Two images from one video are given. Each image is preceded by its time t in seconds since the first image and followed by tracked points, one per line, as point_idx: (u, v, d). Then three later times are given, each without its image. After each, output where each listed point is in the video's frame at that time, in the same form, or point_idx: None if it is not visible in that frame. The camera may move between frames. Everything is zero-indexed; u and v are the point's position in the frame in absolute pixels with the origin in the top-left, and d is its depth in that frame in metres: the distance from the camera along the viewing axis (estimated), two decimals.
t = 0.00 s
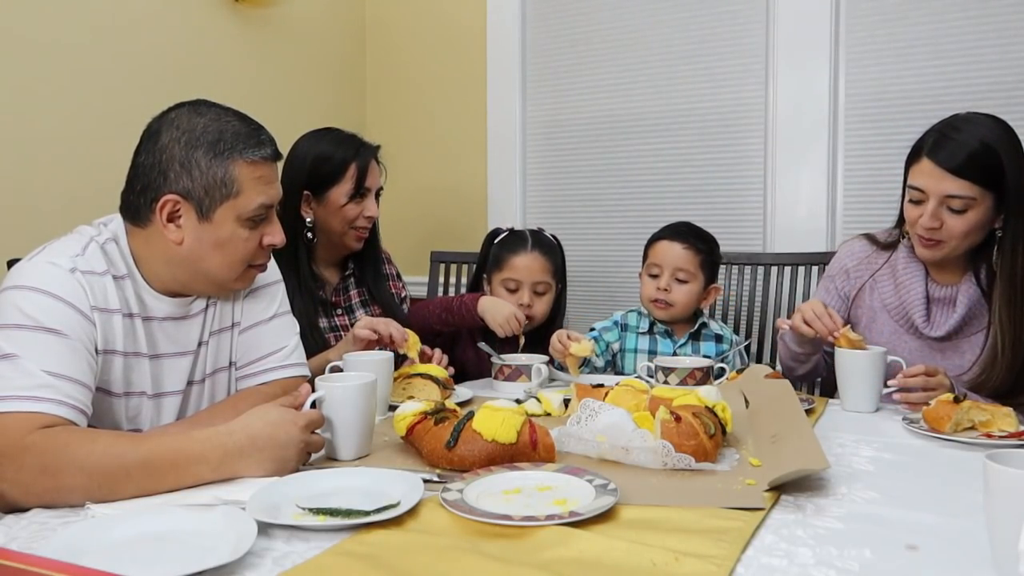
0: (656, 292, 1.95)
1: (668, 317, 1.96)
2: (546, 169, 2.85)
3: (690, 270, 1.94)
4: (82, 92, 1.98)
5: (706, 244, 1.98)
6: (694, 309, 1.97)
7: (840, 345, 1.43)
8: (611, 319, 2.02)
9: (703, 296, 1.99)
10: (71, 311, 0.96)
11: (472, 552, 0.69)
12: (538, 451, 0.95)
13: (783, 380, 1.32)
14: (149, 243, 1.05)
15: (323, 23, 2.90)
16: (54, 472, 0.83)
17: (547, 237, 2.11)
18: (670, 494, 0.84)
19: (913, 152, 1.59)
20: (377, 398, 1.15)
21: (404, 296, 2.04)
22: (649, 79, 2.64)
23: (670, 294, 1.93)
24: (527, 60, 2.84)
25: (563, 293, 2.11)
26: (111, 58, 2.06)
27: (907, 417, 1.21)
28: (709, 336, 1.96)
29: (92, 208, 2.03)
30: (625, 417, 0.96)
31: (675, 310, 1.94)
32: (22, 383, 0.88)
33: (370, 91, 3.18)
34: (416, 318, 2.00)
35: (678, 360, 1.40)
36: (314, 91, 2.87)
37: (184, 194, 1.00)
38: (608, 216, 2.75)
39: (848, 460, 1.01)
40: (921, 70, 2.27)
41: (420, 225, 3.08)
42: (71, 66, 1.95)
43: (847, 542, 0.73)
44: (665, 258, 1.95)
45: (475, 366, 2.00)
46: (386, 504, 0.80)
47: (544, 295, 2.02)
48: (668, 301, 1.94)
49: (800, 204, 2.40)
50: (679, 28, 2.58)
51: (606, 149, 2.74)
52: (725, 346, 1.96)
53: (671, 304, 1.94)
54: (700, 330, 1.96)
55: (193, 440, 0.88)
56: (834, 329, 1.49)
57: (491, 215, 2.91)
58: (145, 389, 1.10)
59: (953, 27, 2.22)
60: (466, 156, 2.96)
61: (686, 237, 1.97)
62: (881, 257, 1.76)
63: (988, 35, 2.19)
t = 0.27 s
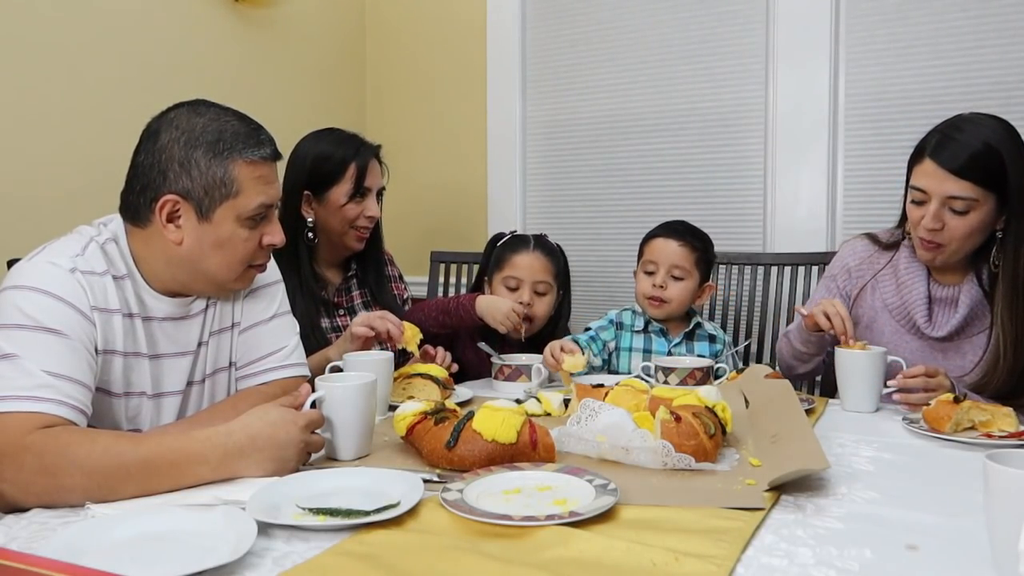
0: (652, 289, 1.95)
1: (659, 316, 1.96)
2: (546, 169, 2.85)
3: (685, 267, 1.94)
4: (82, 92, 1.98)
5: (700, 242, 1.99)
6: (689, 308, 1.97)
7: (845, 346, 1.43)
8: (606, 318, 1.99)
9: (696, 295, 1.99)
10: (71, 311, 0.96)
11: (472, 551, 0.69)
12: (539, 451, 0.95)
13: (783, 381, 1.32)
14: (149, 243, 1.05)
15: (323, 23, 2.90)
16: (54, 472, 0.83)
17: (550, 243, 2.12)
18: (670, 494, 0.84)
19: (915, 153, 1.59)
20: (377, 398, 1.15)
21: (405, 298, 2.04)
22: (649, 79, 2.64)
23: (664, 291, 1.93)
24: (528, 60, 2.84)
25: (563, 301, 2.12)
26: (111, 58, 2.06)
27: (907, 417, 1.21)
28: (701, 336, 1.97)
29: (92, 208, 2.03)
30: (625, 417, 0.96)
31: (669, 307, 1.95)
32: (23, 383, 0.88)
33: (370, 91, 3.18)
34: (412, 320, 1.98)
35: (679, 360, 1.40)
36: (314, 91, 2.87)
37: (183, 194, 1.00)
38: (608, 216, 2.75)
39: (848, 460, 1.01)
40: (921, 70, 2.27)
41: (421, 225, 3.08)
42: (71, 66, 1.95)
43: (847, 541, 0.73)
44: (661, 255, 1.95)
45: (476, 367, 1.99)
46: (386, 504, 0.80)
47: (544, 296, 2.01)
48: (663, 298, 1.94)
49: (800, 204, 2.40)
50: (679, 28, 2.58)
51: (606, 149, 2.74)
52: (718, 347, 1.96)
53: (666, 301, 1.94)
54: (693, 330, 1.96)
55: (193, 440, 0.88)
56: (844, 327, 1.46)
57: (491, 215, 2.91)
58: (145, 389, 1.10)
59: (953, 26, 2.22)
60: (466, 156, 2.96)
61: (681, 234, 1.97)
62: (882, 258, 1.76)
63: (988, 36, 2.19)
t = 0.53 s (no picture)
0: (652, 285, 1.95)
1: (666, 310, 1.96)
2: (546, 170, 2.85)
3: (685, 263, 1.94)
4: (82, 92, 1.98)
5: (699, 238, 1.98)
6: (689, 305, 1.98)
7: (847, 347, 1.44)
8: (609, 316, 1.98)
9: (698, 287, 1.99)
10: (70, 311, 0.96)
11: (472, 552, 0.69)
12: (539, 451, 0.95)
13: (783, 381, 1.32)
14: (149, 243, 1.05)
15: (323, 23, 2.90)
16: (54, 472, 0.83)
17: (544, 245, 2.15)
18: (670, 494, 0.84)
19: (915, 153, 1.59)
20: (377, 398, 1.15)
21: (409, 298, 2.02)
22: (649, 79, 2.64)
23: (666, 287, 1.93)
24: (527, 60, 2.84)
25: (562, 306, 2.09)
26: (111, 58, 2.06)
27: (907, 417, 1.21)
28: (703, 335, 1.96)
29: (92, 208, 2.03)
30: (625, 417, 0.96)
31: (671, 302, 1.94)
32: (23, 383, 0.88)
33: (370, 91, 3.18)
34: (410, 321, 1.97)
35: (679, 360, 1.40)
36: (314, 91, 2.87)
37: (183, 194, 1.00)
38: (608, 216, 2.75)
39: (848, 459, 1.01)
40: (921, 70, 2.27)
41: (421, 225, 3.08)
42: (70, 66, 1.95)
43: (847, 541, 0.73)
44: (661, 252, 1.94)
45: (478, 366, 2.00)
46: (386, 504, 0.80)
47: (542, 290, 2.01)
48: (665, 294, 1.94)
49: (799, 204, 2.40)
50: (679, 28, 2.58)
51: (606, 149, 2.74)
52: (719, 347, 1.96)
53: (668, 297, 1.94)
54: (694, 330, 1.96)
55: (193, 440, 0.88)
56: (844, 326, 1.46)
57: (491, 215, 2.91)
58: (145, 389, 1.10)
59: (953, 26, 2.22)
60: (466, 155, 2.96)
61: (678, 230, 1.96)
62: (882, 258, 1.76)
63: (988, 36, 2.19)
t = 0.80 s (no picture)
0: (657, 284, 1.95)
1: (671, 309, 1.96)
2: (546, 170, 2.85)
3: (690, 262, 1.94)
4: (82, 92, 1.98)
5: (704, 237, 1.99)
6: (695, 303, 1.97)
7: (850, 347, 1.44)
8: (615, 314, 1.96)
9: (703, 287, 1.99)
10: (70, 311, 0.96)
11: (472, 552, 0.69)
12: (539, 451, 0.95)
13: (783, 380, 1.32)
14: (149, 243, 1.05)
15: (323, 23, 2.90)
16: (54, 472, 0.83)
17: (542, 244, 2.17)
18: (670, 494, 0.84)
19: (914, 153, 1.59)
20: (377, 398, 1.15)
21: (410, 298, 2.04)
22: (649, 79, 2.64)
23: (671, 286, 1.93)
24: (527, 60, 2.84)
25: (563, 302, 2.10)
26: (111, 58, 2.06)
27: (907, 417, 1.21)
28: (707, 336, 1.96)
29: (92, 208, 2.03)
30: (625, 417, 0.96)
31: (676, 302, 1.94)
32: (22, 383, 0.88)
33: (370, 91, 3.17)
34: (411, 324, 1.92)
35: (678, 360, 1.40)
36: (314, 91, 2.87)
37: (183, 194, 1.00)
38: (608, 216, 2.75)
39: (848, 460, 1.01)
40: (921, 70, 2.27)
41: (421, 225, 3.08)
42: (70, 66, 1.95)
43: (847, 542, 0.73)
44: (665, 251, 1.94)
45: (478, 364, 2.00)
46: (386, 504, 0.80)
47: (541, 283, 2.01)
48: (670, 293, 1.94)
49: (799, 204, 2.40)
50: (679, 28, 2.58)
51: (606, 149, 2.74)
52: (724, 346, 1.97)
53: (673, 296, 1.94)
54: (700, 330, 1.96)
55: (194, 440, 0.88)
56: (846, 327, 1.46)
57: (491, 215, 2.91)
58: (145, 389, 1.10)
59: (953, 26, 2.22)
60: (466, 155, 2.96)
61: (683, 230, 1.97)
62: (882, 258, 1.75)
63: (988, 36, 2.19)
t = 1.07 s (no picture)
0: (660, 286, 1.96)
1: (671, 313, 1.97)
2: (546, 170, 2.85)
3: (694, 266, 1.95)
4: (82, 93, 1.98)
5: (709, 241, 1.99)
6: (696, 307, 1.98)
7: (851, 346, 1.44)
8: (616, 316, 1.96)
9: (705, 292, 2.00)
10: (69, 312, 0.96)
11: (472, 551, 0.69)
12: (539, 451, 0.95)
13: (782, 380, 1.32)
14: (148, 244, 1.05)
15: (323, 23, 2.90)
16: (53, 472, 0.83)
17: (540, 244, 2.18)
18: (670, 494, 0.84)
19: (913, 154, 1.59)
20: (377, 398, 1.15)
21: (410, 299, 2.04)
22: (649, 79, 2.64)
23: (674, 288, 1.94)
24: (527, 60, 2.84)
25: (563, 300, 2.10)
26: (111, 58, 2.06)
27: (907, 417, 1.21)
28: (709, 339, 1.97)
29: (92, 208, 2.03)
30: (625, 417, 0.96)
31: (677, 305, 1.95)
32: (22, 383, 0.88)
33: (371, 91, 3.18)
34: (412, 327, 1.91)
35: (679, 360, 1.40)
36: (314, 92, 2.88)
37: (183, 195, 1.00)
38: (608, 216, 2.75)
39: (848, 460, 1.01)
40: (921, 71, 2.27)
41: (421, 225, 3.08)
42: (70, 67, 1.95)
43: (847, 542, 0.73)
44: (668, 252, 1.96)
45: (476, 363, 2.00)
46: (386, 504, 0.80)
47: (541, 280, 2.01)
48: (673, 296, 1.95)
49: (799, 204, 2.40)
50: (679, 29, 2.58)
51: (606, 149, 2.74)
52: (726, 348, 1.97)
53: (675, 299, 1.95)
54: (702, 333, 1.96)
55: (193, 440, 0.88)
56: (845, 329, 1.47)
57: (491, 215, 2.91)
58: (144, 389, 1.10)
59: (953, 27, 2.22)
60: (466, 155, 2.96)
61: (687, 232, 1.98)
62: (882, 259, 1.75)
63: (988, 36, 2.19)
